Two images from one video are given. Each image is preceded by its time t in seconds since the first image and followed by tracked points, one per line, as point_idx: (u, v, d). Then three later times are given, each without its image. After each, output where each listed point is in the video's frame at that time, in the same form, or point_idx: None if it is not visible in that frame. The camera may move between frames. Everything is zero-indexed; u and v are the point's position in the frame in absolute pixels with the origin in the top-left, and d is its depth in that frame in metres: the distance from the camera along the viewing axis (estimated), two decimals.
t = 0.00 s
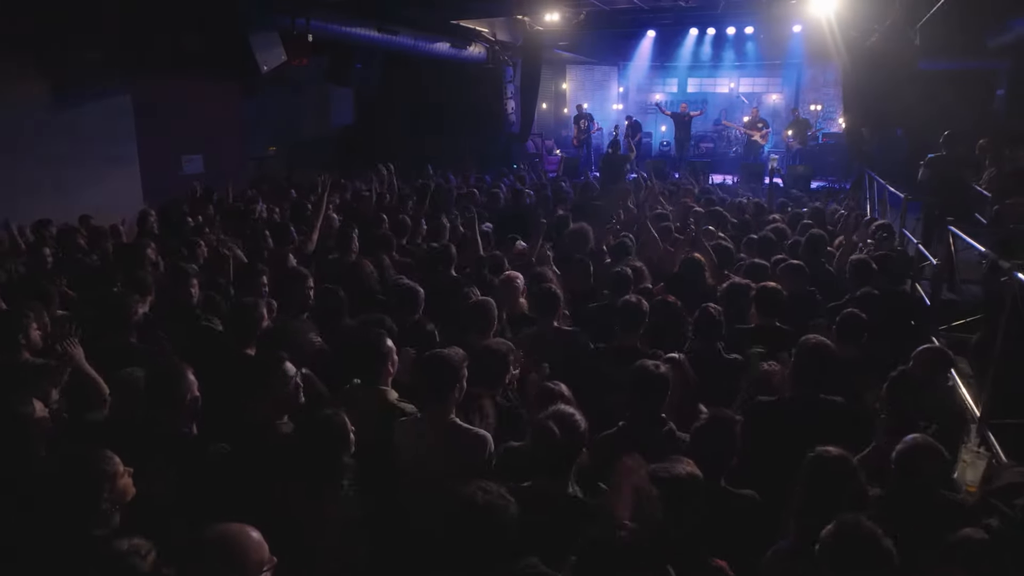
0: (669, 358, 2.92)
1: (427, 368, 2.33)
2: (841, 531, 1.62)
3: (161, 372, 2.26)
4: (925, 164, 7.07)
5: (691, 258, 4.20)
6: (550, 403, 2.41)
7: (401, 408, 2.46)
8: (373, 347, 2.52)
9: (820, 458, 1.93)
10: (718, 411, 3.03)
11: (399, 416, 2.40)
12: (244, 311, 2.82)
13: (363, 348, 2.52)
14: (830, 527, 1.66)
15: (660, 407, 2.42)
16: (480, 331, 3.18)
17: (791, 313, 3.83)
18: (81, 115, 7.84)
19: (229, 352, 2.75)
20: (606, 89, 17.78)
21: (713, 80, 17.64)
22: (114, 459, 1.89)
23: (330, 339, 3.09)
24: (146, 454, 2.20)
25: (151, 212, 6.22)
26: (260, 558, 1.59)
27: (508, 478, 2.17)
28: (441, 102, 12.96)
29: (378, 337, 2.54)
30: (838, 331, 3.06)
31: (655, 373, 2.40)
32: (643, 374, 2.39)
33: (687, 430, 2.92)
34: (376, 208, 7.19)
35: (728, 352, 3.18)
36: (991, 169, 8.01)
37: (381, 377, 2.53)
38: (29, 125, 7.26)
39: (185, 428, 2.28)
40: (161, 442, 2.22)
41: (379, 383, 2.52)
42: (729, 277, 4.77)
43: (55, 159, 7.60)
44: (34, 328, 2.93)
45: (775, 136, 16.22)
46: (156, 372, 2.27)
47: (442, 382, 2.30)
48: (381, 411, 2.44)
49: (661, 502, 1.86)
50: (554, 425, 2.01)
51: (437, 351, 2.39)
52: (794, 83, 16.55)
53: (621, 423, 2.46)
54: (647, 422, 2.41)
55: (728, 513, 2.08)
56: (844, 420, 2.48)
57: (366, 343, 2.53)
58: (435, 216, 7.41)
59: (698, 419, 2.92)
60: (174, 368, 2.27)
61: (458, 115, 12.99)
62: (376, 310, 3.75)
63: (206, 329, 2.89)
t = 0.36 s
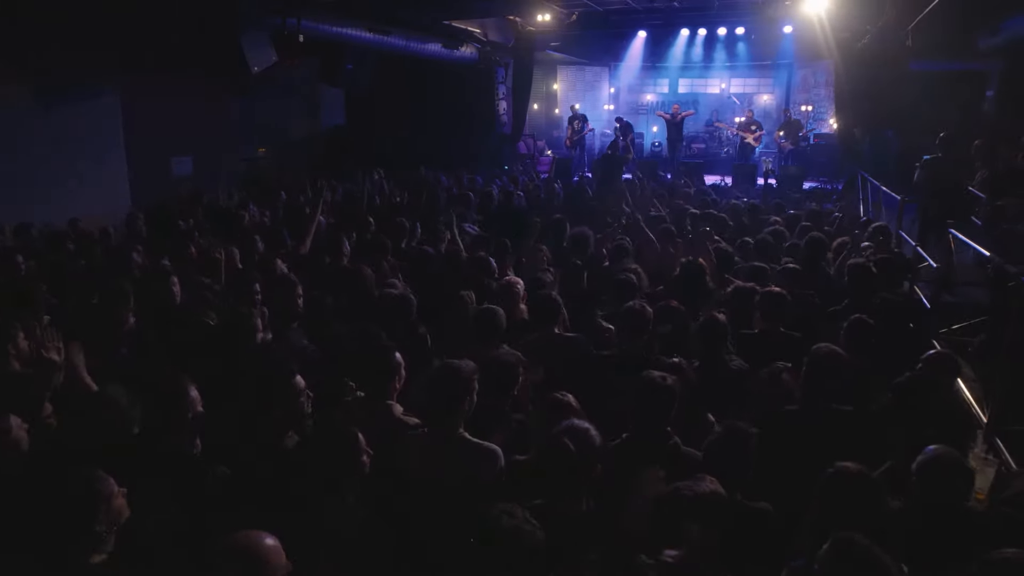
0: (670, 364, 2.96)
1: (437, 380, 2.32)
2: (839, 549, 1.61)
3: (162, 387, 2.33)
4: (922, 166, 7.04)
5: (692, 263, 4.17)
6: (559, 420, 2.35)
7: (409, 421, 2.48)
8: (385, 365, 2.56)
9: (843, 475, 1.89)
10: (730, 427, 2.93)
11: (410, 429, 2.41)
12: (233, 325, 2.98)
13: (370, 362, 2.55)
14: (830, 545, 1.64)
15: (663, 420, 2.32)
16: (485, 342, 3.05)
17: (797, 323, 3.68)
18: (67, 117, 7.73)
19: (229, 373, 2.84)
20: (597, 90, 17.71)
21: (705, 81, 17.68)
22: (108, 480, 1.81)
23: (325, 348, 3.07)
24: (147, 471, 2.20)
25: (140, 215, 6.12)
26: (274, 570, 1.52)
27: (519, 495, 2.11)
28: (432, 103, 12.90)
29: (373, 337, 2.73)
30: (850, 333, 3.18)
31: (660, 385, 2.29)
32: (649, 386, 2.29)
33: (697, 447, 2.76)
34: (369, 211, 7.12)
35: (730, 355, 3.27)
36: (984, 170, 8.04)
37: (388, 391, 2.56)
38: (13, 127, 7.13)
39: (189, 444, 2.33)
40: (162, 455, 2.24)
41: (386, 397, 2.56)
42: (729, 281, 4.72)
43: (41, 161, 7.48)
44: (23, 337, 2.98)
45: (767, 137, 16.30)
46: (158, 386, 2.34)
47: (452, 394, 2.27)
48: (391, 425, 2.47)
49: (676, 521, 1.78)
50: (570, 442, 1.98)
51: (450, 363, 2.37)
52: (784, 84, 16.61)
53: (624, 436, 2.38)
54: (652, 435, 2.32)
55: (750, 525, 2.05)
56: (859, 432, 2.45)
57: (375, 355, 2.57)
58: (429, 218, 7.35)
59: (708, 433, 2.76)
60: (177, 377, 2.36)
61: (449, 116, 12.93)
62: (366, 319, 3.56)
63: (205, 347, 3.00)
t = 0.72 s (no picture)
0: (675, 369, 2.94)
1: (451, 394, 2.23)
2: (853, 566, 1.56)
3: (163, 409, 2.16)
4: (921, 166, 6.59)
5: (697, 267, 4.12)
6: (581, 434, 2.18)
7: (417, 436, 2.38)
8: (387, 374, 2.45)
9: (873, 493, 1.85)
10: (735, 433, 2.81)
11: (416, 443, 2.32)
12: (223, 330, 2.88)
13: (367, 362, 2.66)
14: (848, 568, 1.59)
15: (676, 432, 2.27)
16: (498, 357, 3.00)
17: (808, 327, 3.62)
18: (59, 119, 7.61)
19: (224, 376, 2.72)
20: (592, 90, 17.78)
21: (699, 82, 17.64)
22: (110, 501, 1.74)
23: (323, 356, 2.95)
24: (147, 499, 2.10)
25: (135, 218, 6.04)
26: None
27: (534, 512, 2.09)
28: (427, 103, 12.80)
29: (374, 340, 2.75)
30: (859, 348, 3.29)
31: (671, 396, 2.26)
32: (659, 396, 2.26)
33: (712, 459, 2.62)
34: (366, 213, 7.05)
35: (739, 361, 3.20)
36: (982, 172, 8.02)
37: (393, 404, 2.46)
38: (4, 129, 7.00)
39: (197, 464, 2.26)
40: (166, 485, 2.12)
41: (390, 410, 2.46)
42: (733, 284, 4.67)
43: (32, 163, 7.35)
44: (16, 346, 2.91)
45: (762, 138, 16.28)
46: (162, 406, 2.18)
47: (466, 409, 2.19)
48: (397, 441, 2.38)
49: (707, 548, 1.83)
50: (595, 459, 1.95)
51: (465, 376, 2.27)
52: (779, 85, 16.59)
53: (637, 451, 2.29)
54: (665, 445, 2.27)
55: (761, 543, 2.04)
56: (877, 442, 2.40)
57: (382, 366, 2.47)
58: (427, 219, 7.27)
59: (719, 446, 2.64)
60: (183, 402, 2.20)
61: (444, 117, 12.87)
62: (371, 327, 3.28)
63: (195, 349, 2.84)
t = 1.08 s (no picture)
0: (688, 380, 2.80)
1: (470, 408, 2.15)
2: None
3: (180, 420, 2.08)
4: (932, 170, 6.49)
5: (709, 272, 4.05)
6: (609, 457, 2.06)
7: (432, 453, 2.33)
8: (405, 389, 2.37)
9: (913, 515, 1.76)
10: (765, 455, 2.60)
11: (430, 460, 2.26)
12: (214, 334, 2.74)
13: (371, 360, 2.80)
14: None
15: (699, 444, 2.23)
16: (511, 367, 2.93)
17: (825, 334, 3.56)
18: (60, 119, 7.52)
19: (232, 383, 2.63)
20: (594, 91, 17.74)
21: (702, 83, 17.57)
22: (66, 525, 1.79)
23: (333, 363, 2.93)
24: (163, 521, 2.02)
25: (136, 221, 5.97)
26: None
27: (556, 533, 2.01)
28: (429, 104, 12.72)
29: (377, 343, 2.85)
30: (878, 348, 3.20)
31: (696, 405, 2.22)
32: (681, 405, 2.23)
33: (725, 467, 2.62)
34: (370, 216, 6.98)
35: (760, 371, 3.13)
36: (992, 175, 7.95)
37: (404, 418, 2.38)
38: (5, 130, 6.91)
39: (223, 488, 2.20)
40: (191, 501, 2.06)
41: (401, 425, 2.38)
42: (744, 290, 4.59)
43: (33, 164, 7.26)
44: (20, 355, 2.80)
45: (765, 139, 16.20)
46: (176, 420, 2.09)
47: (488, 426, 2.10)
48: (411, 457, 2.32)
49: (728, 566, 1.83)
50: (625, 477, 1.84)
51: (485, 391, 2.18)
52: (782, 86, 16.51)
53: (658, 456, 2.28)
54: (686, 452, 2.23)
55: (795, 564, 1.90)
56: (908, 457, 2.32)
57: (397, 377, 2.38)
58: (431, 222, 7.20)
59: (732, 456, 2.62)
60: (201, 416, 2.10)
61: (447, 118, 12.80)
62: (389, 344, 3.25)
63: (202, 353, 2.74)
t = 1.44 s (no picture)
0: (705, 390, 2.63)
1: (495, 422, 2.09)
2: None
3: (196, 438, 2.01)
4: (946, 170, 6.41)
5: (726, 275, 3.98)
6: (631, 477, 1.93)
7: (450, 467, 2.25)
8: (420, 399, 2.25)
9: (951, 543, 1.65)
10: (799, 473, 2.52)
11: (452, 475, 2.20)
12: (227, 347, 2.68)
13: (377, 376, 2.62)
14: None
15: (730, 457, 2.23)
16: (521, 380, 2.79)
17: (847, 340, 3.48)
18: (63, 121, 7.45)
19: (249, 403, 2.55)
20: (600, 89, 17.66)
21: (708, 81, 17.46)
22: (63, 551, 1.76)
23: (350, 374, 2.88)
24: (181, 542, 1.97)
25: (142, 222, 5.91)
26: None
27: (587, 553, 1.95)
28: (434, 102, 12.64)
29: (379, 353, 2.66)
30: (900, 356, 3.11)
31: (723, 417, 2.24)
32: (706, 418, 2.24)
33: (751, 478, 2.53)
34: (378, 217, 6.92)
35: (783, 380, 3.06)
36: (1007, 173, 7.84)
37: (420, 430, 2.30)
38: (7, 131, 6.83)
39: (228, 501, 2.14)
40: (197, 525, 1.98)
41: (416, 437, 2.30)
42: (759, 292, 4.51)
43: (37, 165, 7.18)
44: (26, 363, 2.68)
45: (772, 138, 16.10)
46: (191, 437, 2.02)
47: (514, 441, 2.04)
48: (429, 471, 2.25)
49: None
50: (657, 497, 1.77)
51: (510, 404, 2.12)
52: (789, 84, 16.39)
53: (686, 470, 2.23)
54: (714, 466, 2.20)
55: None
56: (941, 466, 2.26)
57: (413, 385, 2.28)
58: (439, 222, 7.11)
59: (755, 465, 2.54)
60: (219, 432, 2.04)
61: (452, 116, 12.72)
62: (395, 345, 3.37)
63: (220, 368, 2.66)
